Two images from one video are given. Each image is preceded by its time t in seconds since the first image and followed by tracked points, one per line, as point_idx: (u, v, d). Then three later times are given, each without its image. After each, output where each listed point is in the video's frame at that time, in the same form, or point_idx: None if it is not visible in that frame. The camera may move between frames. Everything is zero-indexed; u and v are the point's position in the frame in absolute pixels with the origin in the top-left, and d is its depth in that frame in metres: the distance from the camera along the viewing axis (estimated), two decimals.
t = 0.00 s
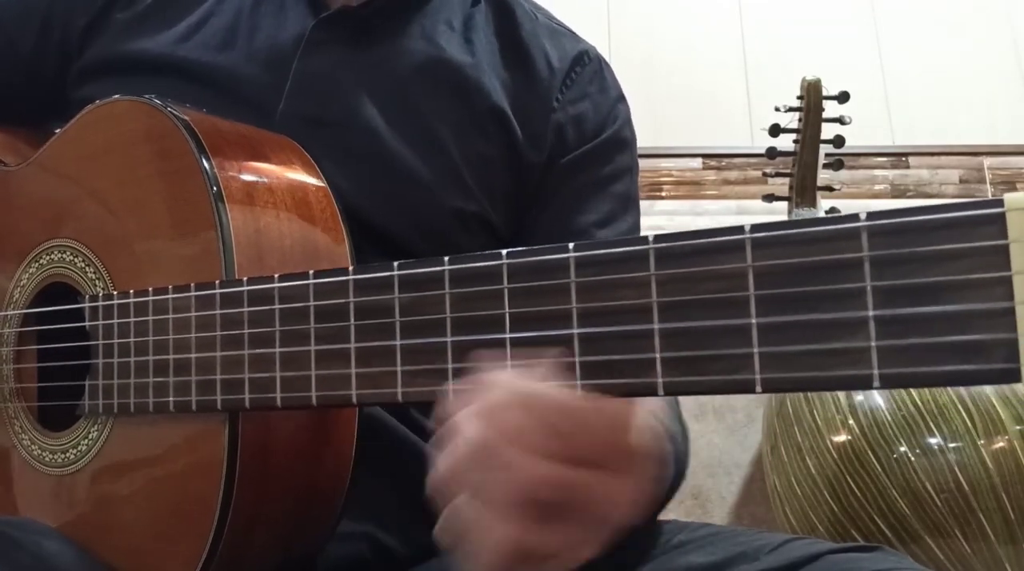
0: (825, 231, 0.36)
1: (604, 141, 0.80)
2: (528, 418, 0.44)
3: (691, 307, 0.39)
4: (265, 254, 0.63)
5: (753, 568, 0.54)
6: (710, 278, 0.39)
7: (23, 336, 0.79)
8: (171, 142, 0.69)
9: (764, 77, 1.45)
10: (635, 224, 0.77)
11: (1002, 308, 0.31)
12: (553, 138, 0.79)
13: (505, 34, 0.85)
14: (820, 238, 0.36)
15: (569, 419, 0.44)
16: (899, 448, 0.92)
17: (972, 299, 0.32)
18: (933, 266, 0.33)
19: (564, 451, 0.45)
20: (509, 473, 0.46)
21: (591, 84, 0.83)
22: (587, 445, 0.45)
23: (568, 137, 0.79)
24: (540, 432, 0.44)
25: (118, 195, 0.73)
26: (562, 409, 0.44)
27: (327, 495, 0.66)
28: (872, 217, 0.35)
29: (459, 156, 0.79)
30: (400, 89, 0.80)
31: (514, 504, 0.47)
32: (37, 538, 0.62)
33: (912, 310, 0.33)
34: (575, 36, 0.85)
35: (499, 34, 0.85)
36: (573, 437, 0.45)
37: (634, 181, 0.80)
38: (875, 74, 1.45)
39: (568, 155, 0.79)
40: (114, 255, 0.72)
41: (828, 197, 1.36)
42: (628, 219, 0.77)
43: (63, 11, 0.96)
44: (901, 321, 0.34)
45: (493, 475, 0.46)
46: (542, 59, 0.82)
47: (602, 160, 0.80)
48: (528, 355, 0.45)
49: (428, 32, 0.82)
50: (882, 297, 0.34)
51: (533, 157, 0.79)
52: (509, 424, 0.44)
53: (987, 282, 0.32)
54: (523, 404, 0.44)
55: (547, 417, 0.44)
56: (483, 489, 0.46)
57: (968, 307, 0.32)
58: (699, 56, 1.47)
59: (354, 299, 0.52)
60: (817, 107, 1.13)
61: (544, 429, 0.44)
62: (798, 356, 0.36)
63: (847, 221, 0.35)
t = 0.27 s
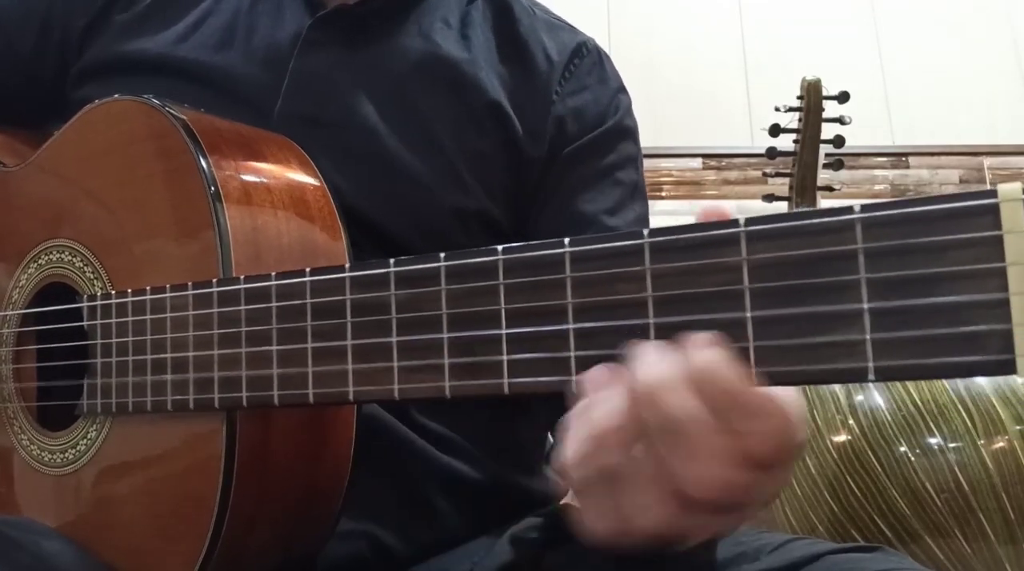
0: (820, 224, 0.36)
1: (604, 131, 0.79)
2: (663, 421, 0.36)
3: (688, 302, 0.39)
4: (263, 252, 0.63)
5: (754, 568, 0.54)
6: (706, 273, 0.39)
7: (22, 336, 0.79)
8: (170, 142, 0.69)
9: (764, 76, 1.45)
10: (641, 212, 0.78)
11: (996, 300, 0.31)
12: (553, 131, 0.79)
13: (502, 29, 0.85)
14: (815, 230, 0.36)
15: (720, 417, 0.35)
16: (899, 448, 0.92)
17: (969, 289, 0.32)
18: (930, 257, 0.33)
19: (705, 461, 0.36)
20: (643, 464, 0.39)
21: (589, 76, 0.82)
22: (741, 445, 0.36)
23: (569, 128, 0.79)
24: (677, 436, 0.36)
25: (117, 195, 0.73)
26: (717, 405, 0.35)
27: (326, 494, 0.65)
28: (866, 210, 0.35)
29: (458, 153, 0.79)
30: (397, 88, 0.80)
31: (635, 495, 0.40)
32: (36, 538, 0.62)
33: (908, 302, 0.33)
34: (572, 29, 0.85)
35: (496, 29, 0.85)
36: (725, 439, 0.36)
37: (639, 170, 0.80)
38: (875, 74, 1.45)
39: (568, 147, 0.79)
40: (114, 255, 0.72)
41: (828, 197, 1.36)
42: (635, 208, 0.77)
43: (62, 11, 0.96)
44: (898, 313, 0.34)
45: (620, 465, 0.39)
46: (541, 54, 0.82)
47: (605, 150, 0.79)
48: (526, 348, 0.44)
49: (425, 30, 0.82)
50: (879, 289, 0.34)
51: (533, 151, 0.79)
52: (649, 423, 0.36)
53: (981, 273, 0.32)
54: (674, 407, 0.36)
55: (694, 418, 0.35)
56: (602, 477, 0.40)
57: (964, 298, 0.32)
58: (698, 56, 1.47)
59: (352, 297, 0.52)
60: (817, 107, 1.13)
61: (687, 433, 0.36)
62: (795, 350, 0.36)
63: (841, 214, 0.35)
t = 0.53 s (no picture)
0: (822, 227, 0.36)
1: (606, 133, 0.80)
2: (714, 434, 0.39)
3: (689, 304, 0.39)
4: (262, 252, 0.63)
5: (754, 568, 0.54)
6: (707, 275, 0.39)
7: (22, 336, 0.79)
8: (170, 142, 0.69)
9: (764, 77, 1.45)
10: (641, 214, 0.79)
11: (999, 305, 0.31)
12: (555, 133, 0.79)
13: (503, 30, 0.85)
14: (816, 234, 0.36)
15: (752, 445, 0.40)
16: (899, 448, 0.91)
17: (971, 293, 0.32)
18: (932, 261, 0.33)
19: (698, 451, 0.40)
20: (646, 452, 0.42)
21: (591, 78, 0.83)
22: (757, 472, 0.41)
23: (571, 130, 0.80)
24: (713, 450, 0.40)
25: (116, 195, 0.73)
26: (751, 427, 0.39)
27: (326, 495, 0.65)
28: (867, 214, 0.35)
29: (459, 154, 0.79)
30: (398, 88, 0.80)
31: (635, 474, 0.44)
32: (36, 538, 0.62)
33: (910, 306, 0.33)
34: (575, 31, 0.86)
35: (498, 30, 0.85)
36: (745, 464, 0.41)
37: (640, 173, 0.81)
38: (875, 74, 1.45)
39: (570, 149, 0.79)
40: (113, 255, 0.72)
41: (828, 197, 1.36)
42: (634, 210, 0.79)
43: (62, 11, 0.96)
44: (899, 317, 0.34)
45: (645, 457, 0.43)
46: (544, 54, 0.82)
47: (607, 154, 0.80)
48: (527, 351, 0.44)
49: (426, 31, 0.82)
50: (880, 293, 0.34)
51: (535, 151, 0.79)
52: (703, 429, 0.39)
53: (983, 277, 0.32)
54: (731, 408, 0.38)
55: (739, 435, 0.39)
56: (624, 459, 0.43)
57: (965, 302, 0.32)
58: (698, 56, 1.47)
59: (352, 298, 0.52)
60: (817, 107, 1.13)
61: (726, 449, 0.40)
62: (796, 354, 0.36)
63: (843, 217, 0.35)
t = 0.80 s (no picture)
0: (823, 230, 0.36)
1: (606, 131, 0.80)
2: (698, 417, 0.38)
3: (691, 306, 0.40)
4: (265, 253, 0.64)
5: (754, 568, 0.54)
6: (709, 277, 0.39)
7: (24, 336, 0.79)
8: (173, 143, 0.69)
9: (765, 77, 1.45)
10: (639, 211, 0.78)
11: (999, 306, 0.31)
12: (554, 131, 0.80)
13: (505, 30, 0.85)
14: (818, 237, 0.36)
15: (726, 434, 0.39)
16: (899, 448, 0.92)
17: (972, 295, 0.32)
18: (933, 263, 0.33)
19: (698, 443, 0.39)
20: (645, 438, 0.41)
21: (592, 77, 0.83)
22: (724, 461, 0.40)
23: (570, 129, 0.80)
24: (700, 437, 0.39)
25: (118, 195, 0.73)
26: (737, 415, 0.38)
27: (328, 495, 0.66)
28: (869, 216, 0.35)
29: (460, 153, 0.79)
30: (399, 90, 0.80)
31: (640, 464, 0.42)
32: (38, 537, 0.62)
33: (911, 308, 0.34)
34: (577, 30, 0.86)
35: (500, 30, 0.85)
36: (719, 453, 0.40)
37: (637, 170, 0.80)
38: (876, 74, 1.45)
39: (570, 148, 0.79)
40: (115, 255, 0.72)
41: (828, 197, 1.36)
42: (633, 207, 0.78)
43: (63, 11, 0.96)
44: (900, 319, 0.34)
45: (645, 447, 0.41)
46: (545, 54, 0.82)
47: (604, 151, 0.80)
48: (529, 351, 0.44)
49: (428, 34, 0.82)
50: (880, 295, 0.34)
51: (535, 152, 0.79)
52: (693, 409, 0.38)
53: (984, 279, 0.32)
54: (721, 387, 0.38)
55: (723, 420, 0.38)
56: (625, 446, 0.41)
57: (966, 304, 0.32)
58: (699, 57, 1.47)
59: (355, 298, 0.52)
60: (817, 108, 1.13)
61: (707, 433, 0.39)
62: (798, 355, 0.37)
63: (845, 220, 0.35)
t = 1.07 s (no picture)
0: (821, 229, 0.36)
1: (604, 120, 0.80)
2: (694, 424, 0.38)
3: (690, 305, 0.39)
4: (263, 253, 0.64)
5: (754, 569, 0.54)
6: (708, 276, 0.39)
7: (23, 336, 0.79)
8: (171, 143, 0.69)
9: (765, 77, 1.45)
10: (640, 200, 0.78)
11: (998, 305, 0.31)
12: (553, 122, 0.80)
13: (502, 22, 0.85)
14: (816, 235, 0.36)
15: (724, 436, 0.39)
16: (899, 448, 0.92)
17: (970, 294, 0.32)
18: (931, 262, 0.33)
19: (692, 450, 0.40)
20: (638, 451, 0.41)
21: (589, 65, 0.83)
22: (724, 462, 0.40)
23: (568, 118, 0.80)
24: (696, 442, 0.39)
25: (117, 195, 0.73)
26: (734, 420, 0.38)
27: (328, 495, 0.66)
28: (867, 215, 0.35)
29: (459, 148, 0.79)
30: (398, 87, 0.80)
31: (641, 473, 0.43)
32: (37, 538, 0.62)
33: (910, 307, 0.33)
34: (574, 17, 0.86)
35: (497, 21, 0.85)
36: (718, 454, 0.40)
37: (638, 159, 0.80)
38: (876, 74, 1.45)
39: (568, 139, 0.79)
40: (115, 255, 0.72)
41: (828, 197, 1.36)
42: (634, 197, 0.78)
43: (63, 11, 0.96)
44: (898, 318, 0.34)
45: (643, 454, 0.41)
46: (542, 44, 0.82)
47: (604, 139, 0.80)
48: (528, 351, 0.44)
49: (425, 30, 0.82)
50: (879, 294, 0.34)
51: (534, 145, 0.79)
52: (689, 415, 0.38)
53: (982, 278, 0.32)
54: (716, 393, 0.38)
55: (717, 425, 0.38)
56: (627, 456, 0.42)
57: (964, 303, 0.32)
58: (699, 57, 1.47)
59: (354, 298, 0.52)
60: (817, 108, 1.13)
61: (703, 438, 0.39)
62: (796, 353, 0.36)
63: (843, 219, 0.35)
